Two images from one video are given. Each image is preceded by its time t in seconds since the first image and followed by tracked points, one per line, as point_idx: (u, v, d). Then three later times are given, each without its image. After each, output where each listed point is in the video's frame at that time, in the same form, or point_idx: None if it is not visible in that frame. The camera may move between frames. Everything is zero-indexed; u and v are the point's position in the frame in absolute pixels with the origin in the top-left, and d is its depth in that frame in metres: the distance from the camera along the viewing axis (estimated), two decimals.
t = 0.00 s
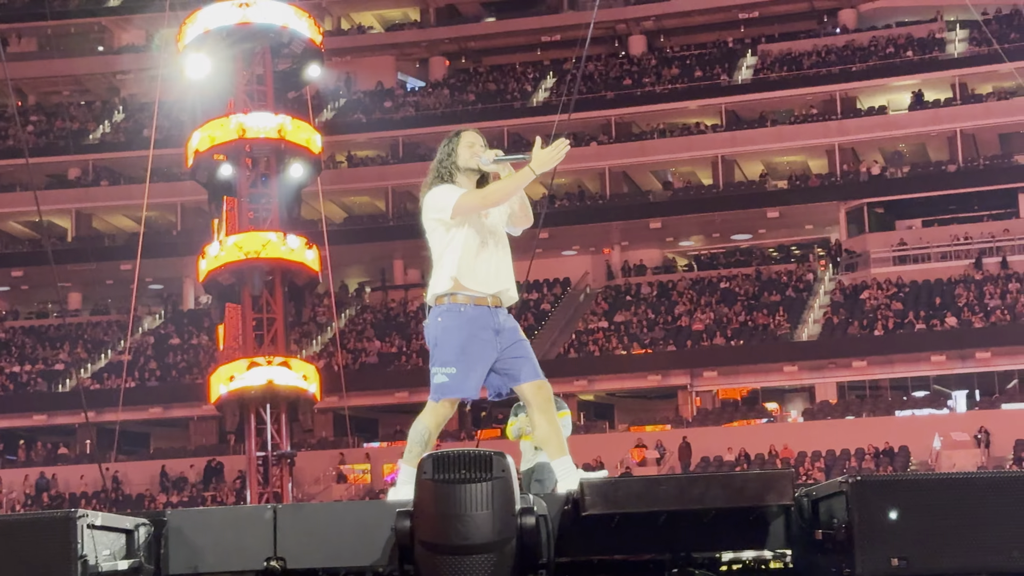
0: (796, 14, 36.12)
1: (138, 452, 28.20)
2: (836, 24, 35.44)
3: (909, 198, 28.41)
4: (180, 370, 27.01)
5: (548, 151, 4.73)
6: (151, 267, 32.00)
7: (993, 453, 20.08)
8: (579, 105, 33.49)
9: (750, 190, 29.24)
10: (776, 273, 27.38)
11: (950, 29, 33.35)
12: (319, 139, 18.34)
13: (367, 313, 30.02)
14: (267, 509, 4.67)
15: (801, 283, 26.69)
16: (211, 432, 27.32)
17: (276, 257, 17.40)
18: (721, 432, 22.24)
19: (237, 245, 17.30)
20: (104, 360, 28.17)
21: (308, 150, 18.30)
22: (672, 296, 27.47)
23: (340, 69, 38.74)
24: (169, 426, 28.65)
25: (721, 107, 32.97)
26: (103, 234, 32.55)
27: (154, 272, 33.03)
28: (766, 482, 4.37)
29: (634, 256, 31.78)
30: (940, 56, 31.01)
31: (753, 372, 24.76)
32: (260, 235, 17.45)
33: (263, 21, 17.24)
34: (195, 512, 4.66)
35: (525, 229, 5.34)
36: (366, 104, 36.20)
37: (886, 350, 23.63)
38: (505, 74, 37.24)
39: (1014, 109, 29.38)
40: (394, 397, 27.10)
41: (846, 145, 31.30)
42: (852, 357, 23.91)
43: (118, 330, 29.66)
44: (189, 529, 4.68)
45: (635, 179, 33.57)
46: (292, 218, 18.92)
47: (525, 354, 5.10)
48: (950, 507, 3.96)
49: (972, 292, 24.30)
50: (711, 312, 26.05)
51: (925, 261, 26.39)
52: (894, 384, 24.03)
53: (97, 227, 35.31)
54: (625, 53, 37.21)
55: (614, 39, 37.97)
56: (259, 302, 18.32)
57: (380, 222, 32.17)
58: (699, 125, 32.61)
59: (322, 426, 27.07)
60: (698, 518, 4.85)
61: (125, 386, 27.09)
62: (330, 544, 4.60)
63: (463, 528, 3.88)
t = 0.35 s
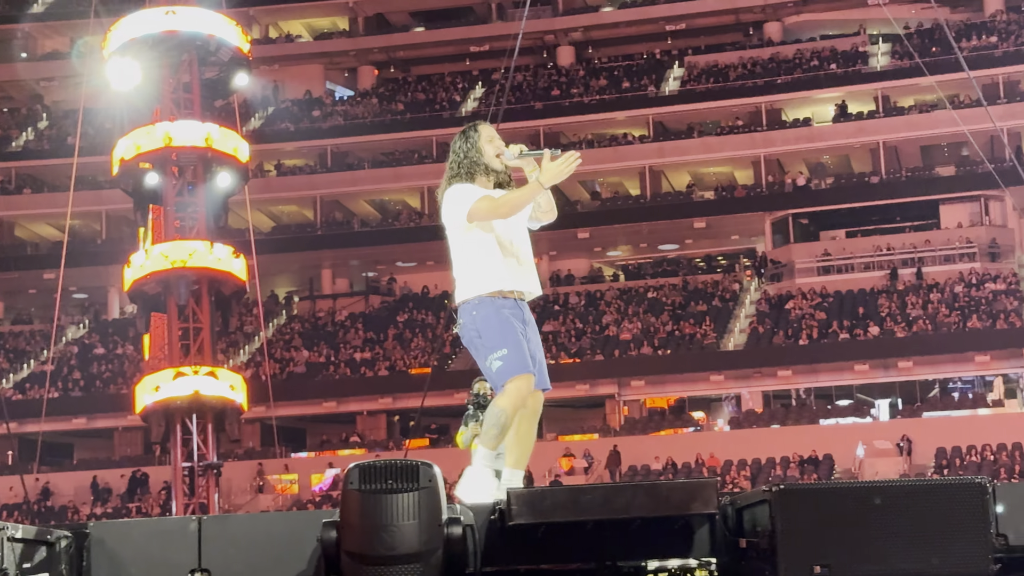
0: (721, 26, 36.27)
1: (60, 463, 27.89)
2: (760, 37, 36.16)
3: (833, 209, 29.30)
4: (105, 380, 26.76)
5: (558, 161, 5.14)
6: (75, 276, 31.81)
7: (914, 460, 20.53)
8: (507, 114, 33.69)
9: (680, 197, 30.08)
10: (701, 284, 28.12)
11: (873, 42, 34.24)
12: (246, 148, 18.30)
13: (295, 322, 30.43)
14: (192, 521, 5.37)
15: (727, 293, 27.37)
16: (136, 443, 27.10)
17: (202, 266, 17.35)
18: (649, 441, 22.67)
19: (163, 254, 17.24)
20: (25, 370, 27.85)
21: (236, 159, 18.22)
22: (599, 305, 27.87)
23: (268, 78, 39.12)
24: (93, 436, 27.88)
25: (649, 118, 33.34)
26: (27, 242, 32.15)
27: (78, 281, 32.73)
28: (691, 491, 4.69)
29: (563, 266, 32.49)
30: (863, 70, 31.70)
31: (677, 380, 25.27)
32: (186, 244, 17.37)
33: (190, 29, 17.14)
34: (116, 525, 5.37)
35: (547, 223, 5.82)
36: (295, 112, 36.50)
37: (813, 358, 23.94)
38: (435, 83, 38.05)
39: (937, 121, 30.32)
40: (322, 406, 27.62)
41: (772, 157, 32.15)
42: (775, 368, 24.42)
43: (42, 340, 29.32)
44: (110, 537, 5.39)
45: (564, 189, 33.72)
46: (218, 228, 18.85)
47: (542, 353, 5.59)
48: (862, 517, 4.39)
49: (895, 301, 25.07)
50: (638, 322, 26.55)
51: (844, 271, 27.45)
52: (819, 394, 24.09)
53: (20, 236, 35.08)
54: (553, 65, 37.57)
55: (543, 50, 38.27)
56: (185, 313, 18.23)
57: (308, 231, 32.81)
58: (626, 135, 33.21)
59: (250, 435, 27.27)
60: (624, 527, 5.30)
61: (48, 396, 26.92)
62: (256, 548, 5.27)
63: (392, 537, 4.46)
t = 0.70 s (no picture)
0: (645, 65, 39.21)
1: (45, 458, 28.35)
2: (678, 74, 38.71)
3: (743, 228, 32.13)
4: (87, 382, 28.38)
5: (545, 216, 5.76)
6: (60, 288, 33.01)
7: (814, 450, 22.55)
8: (452, 142, 36.94)
9: (605, 219, 32.50)
10: (628, 295, 30.47)
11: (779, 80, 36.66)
12: (216, 171, 19.80)
13: (262, 328, 31.85)
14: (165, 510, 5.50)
15: (649, 303, 29.61)
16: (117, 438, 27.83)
17: (176, 278, 18.83)
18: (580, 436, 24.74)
19: (140, 268, 18.71)
20: (11, 373, 28.95)
21: (207, 181, 19.74)
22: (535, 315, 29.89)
23: (236, 107, 41.19)
24: (76, 433, 28.97)
25: (579, 146, 36.27)
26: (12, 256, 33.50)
27: (62, 292, 33.83)
28: (615, 479, 5.12)
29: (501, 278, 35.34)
30: (769, 104, 34.55)
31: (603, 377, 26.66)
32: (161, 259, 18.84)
33: (166, 63, 18.49)
34: (94, 513, 5.45)
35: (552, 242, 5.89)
36: (260, 140, 38.78)
37: (725, 361, 26.07)
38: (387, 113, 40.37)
39: (832, 150, 33.45)
40: (285, 404, 28.78)
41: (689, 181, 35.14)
42: (692, 368, 26.36)
43: (28, 345, 30.74)
44: (89, 526, 5.48)
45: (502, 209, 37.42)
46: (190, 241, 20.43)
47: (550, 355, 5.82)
48: (774, 502, 5.10)
49: (797, 310, 27.64)
50: (569, 328, 28.69)
51: (754, 282, 29.93)
52: (730, 392, 26.19)
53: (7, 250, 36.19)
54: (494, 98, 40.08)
55: (485, 85, 40.85)
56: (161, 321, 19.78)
57: (272, 246, 34.60)
58: (559, 162, 36.23)
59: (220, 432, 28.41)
60: (555, 515, 5.72)
61: (33, 397, 28.25)
62: (224, 531, 5.46)
63: (347, 523, 4.71)
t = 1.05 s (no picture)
0: (587, 87, 41.70)
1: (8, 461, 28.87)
2: (619, 97, 41.01)
3: (681, 242, 33.61)
4: (50, 390, 28.67)
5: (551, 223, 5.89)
6: (23, 299, 33.48)
7: (747, 453, 23.56)
8: (404, 160, 38.43)
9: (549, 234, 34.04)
10: (571, 305, 31.92)
11: (712, 103, 39.34)
12: (176, 187, 20.37)
13: (220, 338, 32.34)
14: (122, 512, 5.28)
15: (591, 313, 31.09)
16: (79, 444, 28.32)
17: (137, 290, 19.42)
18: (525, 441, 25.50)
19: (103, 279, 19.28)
20: None
21: (167, 197, 20.35)
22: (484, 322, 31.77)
23: (196, 126, 41.87)
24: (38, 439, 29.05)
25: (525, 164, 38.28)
26: None
27: (27, 303, 34.27)
28: (557, 480, 5.02)
29: (451, 290, 36.80)
30: (705, 125, 36.82)
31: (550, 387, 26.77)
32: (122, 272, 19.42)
33: (127, 83, 19.02)
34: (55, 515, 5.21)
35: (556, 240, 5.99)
36: (220, 157, 39.51)
37: (662, 368, 27.23)
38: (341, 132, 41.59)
39: (763, 169, 35.55)
40: (242, 411, 29.28)
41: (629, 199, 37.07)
42: (631, 375, 27.41)
43: None
44: (49, 528, 5.22)
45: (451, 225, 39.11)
46: (151, 255, 21.01)
47: (554, 351, 5.74)
48: (708, 501, 4.86)
49: (731, 320, 28.97)
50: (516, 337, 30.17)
51: (690, 294, 31.46)
52: (668, 398, 27.39)
53: None
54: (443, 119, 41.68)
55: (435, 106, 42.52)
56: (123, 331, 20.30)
57: (231, 259, 35.14)
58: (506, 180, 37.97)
59: (179, 437, 28.61)
60: (500, 517, 5.66)
61: None
62: (179, 533, 5.25)
63: (299, 524, 4.79)
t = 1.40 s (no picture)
0: (544, 101, 41.95)
1: None
2: (576, 111, 41.66)
3: (637, 253, 34.16)
4: (11, 400, 28.55)
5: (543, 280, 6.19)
6: None
7: (702, 461, 24.19)
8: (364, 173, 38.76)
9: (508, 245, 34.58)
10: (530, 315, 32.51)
11: (668, 118, 40.03)
12: (138, 198, 20.51)
13: (182, 347, 32.41)
14: (81, 521, 5.22)
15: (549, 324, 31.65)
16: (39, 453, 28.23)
17: (99, 300, 19.62)
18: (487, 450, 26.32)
19: (64, 289, 19.43)
20: None
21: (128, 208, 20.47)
22: (443, 333, 32.21)
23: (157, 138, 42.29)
24: None
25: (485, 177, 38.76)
26: None
27: None
28: (515, 489, 5.15)
29: (411, 301, 37.16)
30: (661, 139, 37.46)
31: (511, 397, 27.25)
32: (83, 282, 19.58)
33: (88, 95, 19.15)
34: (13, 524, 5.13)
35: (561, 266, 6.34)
36: (181, 168, 39.53)
37: (618, 378, 27.72)
38: (303, 145, 41.99)
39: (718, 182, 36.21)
40: (203, 420, 29.37)
41: (587, 211, 37.58)
42: (589, 386, 27.76)
43: None
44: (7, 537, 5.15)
45: (412, 236, 39.28)
46: (113, 265, 21.05)
47: (557, 360, 5.99)
48: (666, 508, 4.83)
49: (686, 331, 29.61)
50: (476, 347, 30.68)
51: (646, 305, 32.05)
52: (625, 407, 27.89)
53: None
54: (404, 131, 42.34)
55: (396, 119, 43.13)
56: (83, 340, 20.29)
57: (193, 270, 35.19)
58: (466, 192, 38.46)
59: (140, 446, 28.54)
60: (458, 522, 5.61)
61: None
62: (139, 543, 5.20)
63: (259, 533, 4.74)
